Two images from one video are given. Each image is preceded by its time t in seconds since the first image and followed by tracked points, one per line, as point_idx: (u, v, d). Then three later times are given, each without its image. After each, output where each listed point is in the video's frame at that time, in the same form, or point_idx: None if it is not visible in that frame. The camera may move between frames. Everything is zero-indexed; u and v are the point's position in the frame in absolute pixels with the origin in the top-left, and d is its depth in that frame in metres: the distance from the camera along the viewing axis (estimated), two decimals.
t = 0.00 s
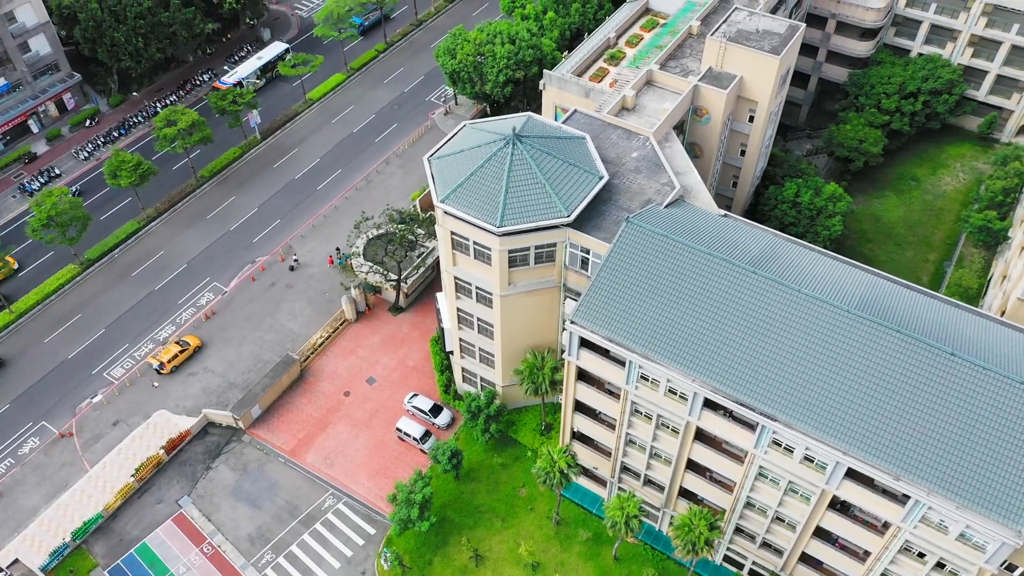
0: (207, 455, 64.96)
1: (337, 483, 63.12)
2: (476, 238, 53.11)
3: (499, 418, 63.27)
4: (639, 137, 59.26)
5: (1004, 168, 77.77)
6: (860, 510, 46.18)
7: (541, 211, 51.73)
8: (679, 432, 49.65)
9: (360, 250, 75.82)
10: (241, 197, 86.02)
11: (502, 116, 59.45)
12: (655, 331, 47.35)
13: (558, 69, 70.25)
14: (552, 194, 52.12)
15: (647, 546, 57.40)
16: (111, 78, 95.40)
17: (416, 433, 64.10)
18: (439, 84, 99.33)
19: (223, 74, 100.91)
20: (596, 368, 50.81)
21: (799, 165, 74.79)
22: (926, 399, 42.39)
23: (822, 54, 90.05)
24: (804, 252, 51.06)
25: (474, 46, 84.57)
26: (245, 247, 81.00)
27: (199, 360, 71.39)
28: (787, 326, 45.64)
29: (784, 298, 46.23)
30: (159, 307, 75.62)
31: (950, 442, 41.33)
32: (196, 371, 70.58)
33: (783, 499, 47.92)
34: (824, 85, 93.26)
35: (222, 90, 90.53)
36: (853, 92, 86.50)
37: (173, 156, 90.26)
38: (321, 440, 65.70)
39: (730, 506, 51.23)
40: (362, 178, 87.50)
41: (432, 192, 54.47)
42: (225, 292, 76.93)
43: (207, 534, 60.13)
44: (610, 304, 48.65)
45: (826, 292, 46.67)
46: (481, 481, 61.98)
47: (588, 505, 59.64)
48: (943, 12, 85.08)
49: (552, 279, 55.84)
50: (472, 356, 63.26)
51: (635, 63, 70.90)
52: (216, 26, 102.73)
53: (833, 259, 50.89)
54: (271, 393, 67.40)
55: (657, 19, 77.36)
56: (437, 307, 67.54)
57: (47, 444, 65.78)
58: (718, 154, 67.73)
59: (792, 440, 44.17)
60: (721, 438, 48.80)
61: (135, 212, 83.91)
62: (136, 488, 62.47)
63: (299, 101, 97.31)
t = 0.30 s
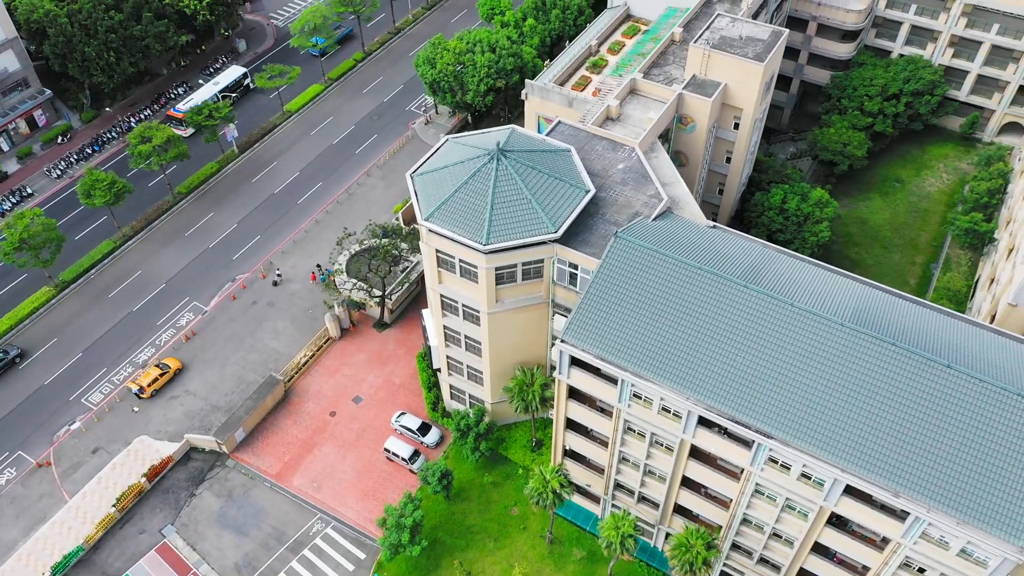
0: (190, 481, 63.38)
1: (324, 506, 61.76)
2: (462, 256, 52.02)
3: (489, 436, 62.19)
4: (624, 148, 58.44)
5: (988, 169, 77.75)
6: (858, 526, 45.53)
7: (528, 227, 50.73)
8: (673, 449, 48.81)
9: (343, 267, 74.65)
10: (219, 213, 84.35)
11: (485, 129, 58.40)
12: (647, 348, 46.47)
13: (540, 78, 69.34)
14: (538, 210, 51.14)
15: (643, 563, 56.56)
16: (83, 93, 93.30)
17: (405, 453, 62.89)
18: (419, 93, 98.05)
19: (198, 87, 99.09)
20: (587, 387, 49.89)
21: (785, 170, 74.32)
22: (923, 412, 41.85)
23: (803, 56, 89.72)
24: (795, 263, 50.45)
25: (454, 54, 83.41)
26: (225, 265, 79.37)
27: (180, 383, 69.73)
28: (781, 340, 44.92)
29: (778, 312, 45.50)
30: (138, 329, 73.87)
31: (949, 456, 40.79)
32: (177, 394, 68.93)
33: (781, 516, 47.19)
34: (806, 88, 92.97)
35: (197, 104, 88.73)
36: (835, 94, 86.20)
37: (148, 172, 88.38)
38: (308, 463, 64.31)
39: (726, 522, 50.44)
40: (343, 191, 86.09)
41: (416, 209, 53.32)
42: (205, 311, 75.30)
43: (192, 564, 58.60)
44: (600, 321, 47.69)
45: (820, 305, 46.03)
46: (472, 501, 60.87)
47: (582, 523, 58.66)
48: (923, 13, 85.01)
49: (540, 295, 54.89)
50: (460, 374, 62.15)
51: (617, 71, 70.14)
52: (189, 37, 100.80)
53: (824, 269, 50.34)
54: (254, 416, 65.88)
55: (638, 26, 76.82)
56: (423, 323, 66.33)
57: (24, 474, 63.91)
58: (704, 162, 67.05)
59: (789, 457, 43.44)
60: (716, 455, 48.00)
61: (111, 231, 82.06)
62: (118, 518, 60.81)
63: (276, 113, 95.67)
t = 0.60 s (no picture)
0: (173, 510, 61.73)
1: (312, 531, 60.38)
2: (447, 275, 50.89)
3: (478, 454, 61.08)
4: (609, 160, 57.57)
5: (970, 170, 77.74)
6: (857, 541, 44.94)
7: (514, 244, 49.69)
8: (667, 468, 47.97)
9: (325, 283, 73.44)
10: (197, 230, 82.61)
11: (467, 144, 57.39)
12: (638, 367, 45.60)
13: (521, 89, 68.35)
14: (524, 226, 50.11)
15: None
16: (53, 109, 91.12)
17: (393, 474, 61.65)
18: (398, 103, 96.75)
19: (171, 101, 97.12)
20: (578, 406, 48.95)
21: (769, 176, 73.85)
22: (920, 427, 41.39)
23: (784, 59, 89.38)
24: (785, 275, 49.96)
25: (432, 64, 82.23)
26: (204, 284, 77.66)
27: (160, 407, 68.02)
28: (775, 356, 44.29)
29: (771, 327, 44.90)
30: (116, 353, 72.03)
31: (948, 471, 40.32)
32: (157, 419, 67.21)
33: (778, 533, 46.51)
34: (787, 90, 92.67)
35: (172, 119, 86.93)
36: (817, 97, 85.92)
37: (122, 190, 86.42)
38: (294, 487, 62.88)
39: (722, 539, 49.68)
40: (324, 205, 84.62)
41: (399, 228, 52.14)
42: (185, 332, 73.59)
43: None
44: (591, 340, 46.78)
45: (812, 319, 45.51)
46: (463, 522, 59.74)
47: (575, 541, 57.72)
48: (902, 15, 84.91)
49: (527, 312, 53.87)
50: (448, 392, 61.01)
51: (600, 79, 69.05)
52: (162, 50, 98.83)
53: (815, 281, 49.90)
54: (238, 440, 64.33)
55: (618, 33, 76.08)
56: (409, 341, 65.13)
57: None
58: (689, 170, 66.35)
59: (786, 475, 42.74)
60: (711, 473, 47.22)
61: (85, 252, 80.11)
62: (99, 551, 59.08)
63: (253, 126, 94.02)
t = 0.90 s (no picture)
0: (154, 541, 60.05)
1: (299, 558, 58.98)
2: (432, 295, 49.74)
3: (466, 474, 59.96)
4: (593, 172, 56.72)
5: (952, 170, 77.78)
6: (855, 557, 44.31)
7: (499, 263, 48.63)
8: (661, 487, 47.11)
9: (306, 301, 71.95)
10: (173, 249, 80.80)
11: (448, 160, 56.24)
12: (630, 386, 44.70)
13: (501, 100, 67.25)
14: (509, 244, 49.08)
15: None
16: (21, 128, 88.81)
17: (381, 496, 60.39)
18: (376, 113, 95.37)
19: (143, 116, 95.10)
20: (568, 426, 47.98)
21: (753, 181, 73.36)
22: (916, 441, 40.84)
23: (763, 62, 89.03)
24: (774, 288, 49.33)
25: (410, 75, 80.98)
26: (181, 304, 75.88)
27: (139, 434, 66.24)
28: (767, 371, 43.57)
29: (763, 342, 44.17)
30: (92, 378, 70.15)
31: (946, 485, 39.77)
32: (136, 447, 65.45)
33: (775, 550, 45.79)
34: (767, 93, 92.34)
35: (144, 136, 85.05)
36: (798, 100, 85.65)
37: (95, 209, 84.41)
38: (279, 512, 61.40)
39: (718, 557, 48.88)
40: (303, 220, 83.06)
41: (380, 248, 50.93)
42: (163, 355, 71.82)
43: None
44: (580, 360, 45.85)
45: (804, 333, 44.85)
46: (454, 543, 58.59)
47: (569, 560, 56.82)
48: (880, 16, 84.72)
49: (514, 330, 52.85)
50: (434, 412, 59.84)
51: (581, 88, 67.99)
52: (132, 64, 96.77)
53: (805, 293, 49.34)
54: (220, 466, 62.73)
55: (597, 40, 75.23)
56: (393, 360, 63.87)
57: None
58: (673, 179, 65.66)
59: (782, 493, 42.01)
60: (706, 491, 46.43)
61: (58, 274, 78.09)
62: None
63: (228, 140, 92.26)
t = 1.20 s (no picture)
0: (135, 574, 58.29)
1: None
2: (415, 316, 48.54)
3: (455, 495, 58.81)
4: (576, 185, 55.84)
5: (932, 171, 77.88)
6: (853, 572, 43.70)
7: (484, 282, 47.54)
8: (655, 506, 46.26)
9: (285, 321, 70.42)
10: (147, 270, 78.85)
11: (428, 176, 55.09)
12: (621, 406, 43.76)
13: (479, 111, 66.15)
14: (494, 263, 48.01)
15: None
16: None
17: (368, 520, 59.06)
18: (352, 125, 93.96)
19: (112, 133, 93.01)
20: (559, 447, 47.00)
21: (735, 187, 72.92)
22: (912, 455, 40.27)
23: (741, 65, 88.71)
24: (763, 300, 48.69)
25: (386, 87, 79.36)
26: (157, 327, 73.99)
27: (116, 464, 64.38)
28: (760, 388, 42.87)
29: (755, 359, 43.46)
30: (66, 407, 68.14)
31: (944, 500, 39.21)
32: (114, 477, 63.58)
33: (772, 568, 45.12)
34: (745, 96, 92.07)
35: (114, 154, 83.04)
36: (777, 103, 85.45)
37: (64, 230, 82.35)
38: (264, 540, 59.86)
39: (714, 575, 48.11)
40: (280, 236, 81.44)
41: (361, 270, 49.67)
42: (139, 380, 69.96)
43: None
44: (569, 381, 44.89)
45: (796, 347, 44.19)
46: (444, 567, 57.44)
47: None
48: (856, 16, 84.53)
49: (501, 349, 51.79)
50: (421, 432, 58.64)
51: (560, 99, 67.01)
52: (100, 80, 94.51)
53: (794, 304, 48.77)
54: (202, 494, 61.09)
55: (575, 48, 74.41)
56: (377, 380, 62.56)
57: None
58: (655, 188, 64.98)
59: (778, 513, 41.30)
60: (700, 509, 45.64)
61: (28, 300, 75.99)
62: None
63: (201, 156, 90.35)
